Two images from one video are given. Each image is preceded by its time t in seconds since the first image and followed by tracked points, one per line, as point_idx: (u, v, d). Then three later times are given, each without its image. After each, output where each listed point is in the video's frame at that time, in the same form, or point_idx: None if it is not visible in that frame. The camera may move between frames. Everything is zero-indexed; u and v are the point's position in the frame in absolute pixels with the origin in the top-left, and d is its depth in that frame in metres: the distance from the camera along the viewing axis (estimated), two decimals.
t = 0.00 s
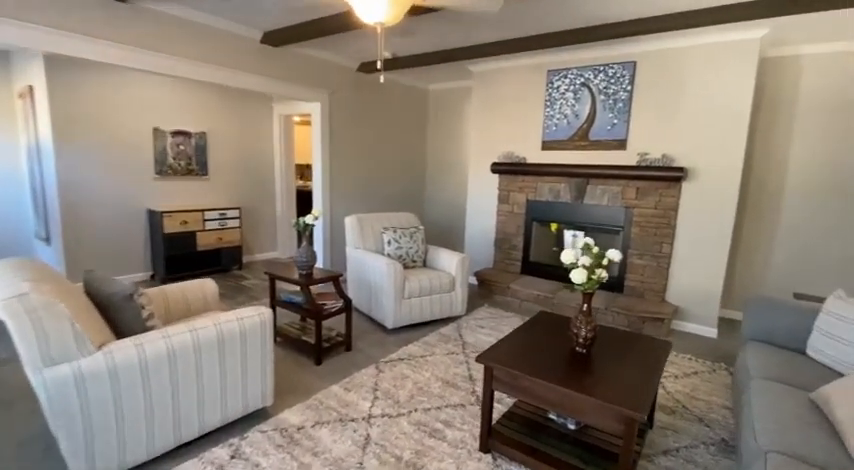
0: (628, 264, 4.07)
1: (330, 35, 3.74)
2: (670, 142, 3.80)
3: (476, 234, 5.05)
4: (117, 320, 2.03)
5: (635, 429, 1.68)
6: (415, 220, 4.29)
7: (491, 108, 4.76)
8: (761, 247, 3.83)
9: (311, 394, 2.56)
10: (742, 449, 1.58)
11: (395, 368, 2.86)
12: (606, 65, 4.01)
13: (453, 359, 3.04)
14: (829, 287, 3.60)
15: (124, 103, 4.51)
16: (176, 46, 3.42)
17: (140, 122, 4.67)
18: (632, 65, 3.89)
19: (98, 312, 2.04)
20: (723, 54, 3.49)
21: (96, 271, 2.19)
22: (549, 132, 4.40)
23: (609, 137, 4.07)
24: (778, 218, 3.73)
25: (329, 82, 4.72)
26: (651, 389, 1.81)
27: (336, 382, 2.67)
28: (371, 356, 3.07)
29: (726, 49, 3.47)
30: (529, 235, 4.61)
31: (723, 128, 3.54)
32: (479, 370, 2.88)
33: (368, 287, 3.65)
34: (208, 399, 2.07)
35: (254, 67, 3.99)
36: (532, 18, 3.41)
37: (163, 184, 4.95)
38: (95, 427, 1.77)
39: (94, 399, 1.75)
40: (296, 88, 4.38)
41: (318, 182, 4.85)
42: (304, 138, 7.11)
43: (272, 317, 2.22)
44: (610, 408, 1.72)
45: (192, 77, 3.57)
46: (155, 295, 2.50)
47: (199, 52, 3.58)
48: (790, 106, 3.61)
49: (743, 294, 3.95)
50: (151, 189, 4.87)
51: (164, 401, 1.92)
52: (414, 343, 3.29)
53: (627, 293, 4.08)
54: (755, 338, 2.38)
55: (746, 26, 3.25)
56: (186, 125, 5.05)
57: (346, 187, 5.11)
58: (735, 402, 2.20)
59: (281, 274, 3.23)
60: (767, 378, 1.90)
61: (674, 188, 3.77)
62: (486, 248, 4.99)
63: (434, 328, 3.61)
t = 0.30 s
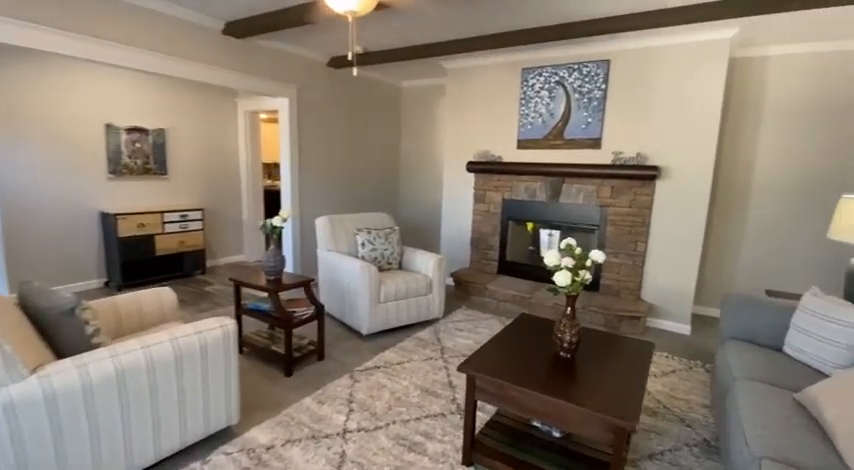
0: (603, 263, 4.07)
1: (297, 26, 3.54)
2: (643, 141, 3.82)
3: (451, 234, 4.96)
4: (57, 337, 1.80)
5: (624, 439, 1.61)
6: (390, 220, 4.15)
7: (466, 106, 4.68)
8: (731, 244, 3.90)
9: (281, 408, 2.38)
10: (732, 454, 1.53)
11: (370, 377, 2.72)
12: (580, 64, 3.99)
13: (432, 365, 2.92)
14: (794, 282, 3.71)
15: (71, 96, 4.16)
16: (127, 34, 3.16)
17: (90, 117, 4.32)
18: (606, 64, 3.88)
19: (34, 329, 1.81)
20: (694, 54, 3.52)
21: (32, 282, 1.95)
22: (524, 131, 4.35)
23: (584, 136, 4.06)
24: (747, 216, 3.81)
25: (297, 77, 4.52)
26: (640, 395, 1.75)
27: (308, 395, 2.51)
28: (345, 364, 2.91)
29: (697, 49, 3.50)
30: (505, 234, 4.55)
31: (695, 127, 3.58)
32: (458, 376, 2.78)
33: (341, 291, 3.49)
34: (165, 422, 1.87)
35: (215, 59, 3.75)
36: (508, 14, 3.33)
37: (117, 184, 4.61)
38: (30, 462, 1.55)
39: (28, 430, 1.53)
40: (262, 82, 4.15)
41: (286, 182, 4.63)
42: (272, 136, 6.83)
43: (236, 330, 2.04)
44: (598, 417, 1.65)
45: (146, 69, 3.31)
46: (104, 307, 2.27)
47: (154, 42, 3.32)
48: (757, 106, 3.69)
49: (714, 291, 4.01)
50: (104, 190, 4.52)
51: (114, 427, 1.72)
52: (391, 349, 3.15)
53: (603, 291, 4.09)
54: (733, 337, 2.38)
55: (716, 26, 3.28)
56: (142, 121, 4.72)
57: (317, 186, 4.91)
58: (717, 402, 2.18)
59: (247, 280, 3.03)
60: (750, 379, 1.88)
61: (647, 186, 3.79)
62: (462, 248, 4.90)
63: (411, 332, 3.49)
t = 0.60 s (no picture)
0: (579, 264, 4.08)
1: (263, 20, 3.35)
2: (616, 142, 3.84)
3: (426, 236, 4.86)
4: None
5: (613, 452, 1.56)
6: (363, 223, 4.01)
7: (440, 106, 4.59)
8: (700, 243, 3.99)
9: (250, 428, 2.22)
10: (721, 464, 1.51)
11: (346, 390, 2.59)
12: (554, 65, 3.97)
13: (410, 374, 2.82)
14: (760, 279, 3.83)
15: (11, 91, 3.80)
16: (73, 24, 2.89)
17: (33, 114, 3.97)
18: (580, 65, 3.88)
19: None
20: (666, 56, 3.56)
21: None
22: (499, 131, 4.31)
23: (558, 138, 4.05)
24: (715, 216, 3.91)
25: (264, 73, 4.31)
26: (627, 405, 1.71)
27: (279, 412, 2.36)
28: (318, 377, 2.77)
29: (668, 51, 3.54)
30: (481, 236, 4.50)
31: (666, 129, 3.63)
32: (437, 385, 2.69)
33: (313, 299, 3.34)
34: (118, 454, 1.67)
35: (174, 53, 3.50)
36: (484, 12, 3.27)
37: (66, 186, 4.27)
38: None
39: None
40: (226, 79, 3.92)
41: (253, 184, 4.41)
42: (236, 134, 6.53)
43: (199, 348, 1.86)
44: (588, 431, 1.59)
45: (96, 62, 3.04)
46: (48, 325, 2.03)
47: (105, 34, 3.06)
48: (723, 108, 3.79)
49: (684, 289, 4.10)
50: (51, 193, 4.17)
51: (57, 465, 1.51)
52: (366, 358, 3.03)
53: (578, 292, 4.09)
54: (710, 338, 2.40)
55: (687, 29, 3.32)
56: (94, 119, 4.38)
57: (286, 188, 4.72)
58: (697, 405, 2.18)
59: (211, 290, 2.84)
60: (732, 382, 1.88)
61: (621, 188, 3.81)
62: (437, 250, 4.82)
63: (386, 340, 3.37)
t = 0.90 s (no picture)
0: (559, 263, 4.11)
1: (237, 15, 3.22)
2: (595, 143, 3.88)
3: (407, 237, 4.81)
4: None
5: (606, 457, 1.55)
6: (343, 225, 3.92)
7: (419, 106, 4.55)
8: (676, 242, 4.09)
9: (230, 443, 2.12)
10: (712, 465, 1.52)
11: (330, 398, 2.52)
12: (534, 66, 3.99)
13: (395, 380, 2.77)
14: (733, 276, 3.95)
15: None
16: (28, 16, 2.70)
17: None
18: (559, 66, 3.90)
19: None
20: (643, 59, 3.62)
21: None
22: (480, 132, 4.30)
23: (538, 138, 4.06)
24: (690, 216, 4.02)
25: (237, 71, 4.16)
26: (618, 408, 1.71)
27: (261, 425, 2.26)
28: (300, 386, 2.69)
29: (645, 54, 3.61)
30: (463, 237, 4.48)
31: (644, 130, 3.69)
32: (423, 391, 2.64)
33: (293, 304, 3.24)
34: None
35: (141, 49, 3.33)
36: (464, 11, 3.24)
37: (24, 188, 4.03)
38: None
39: None
40: (197, 76, 3.76)
41: (227, 186, 4.25)
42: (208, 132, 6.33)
43: (175, 361, 1.75)
44: (580, 436, 1.58)
45: (55, 57, 2.86)
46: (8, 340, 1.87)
47: (65, 27, 2.88)
48: (696, 110, 3.90)
49: (661, 287, 4.19)
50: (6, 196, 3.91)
51: None
52: (350, 364, 2.96)
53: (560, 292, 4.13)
54: (691, 336, 2.44)
55: (662, 32, 3.39)
56: (53, 117, 4.14)
57: (262, 189, 4.57)
58: (681, 403, 2.22)
59: (185, 297, 2.70)
60: (717, 381, 1.91)
61: (600, 188, 3.86)
62: (419, 252, 4.77)
63: (369, 344, 3.30)
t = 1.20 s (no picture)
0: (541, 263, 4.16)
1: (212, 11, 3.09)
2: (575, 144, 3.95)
3: (388, 238, 4.77)
4: None
5: (603, 455, 1.58)
6: (325, 227, 3.85)
7: (400, 106, 4.51)
8: (651, 240, 4.23)
9: (216, 457, 2.04)
10: (705, 459, 1.57)
11: (318, 405, 2.46)
12: (514, 67, 4.02)
13: (383, 384, 2.73)
14: (705, 272, 4.11)
15: None
16: None
17: None
18: (539, 67, 3.95)
19: None
20: (620, 63, 3.71)
21: None
22: (461, 132, 4.30)
23: (519, 139, 4.10)
24: (664, 214, 4.15)
25: (211, 68, 4.00)
26: (612, 406, 1.73)
27: (248, 436, 2.19)
28: (286, 393, 2.61)
29: (622, 58, 3.70)
30: (445, 237, 4.48)
31: (621, 132, 3.78)
32: (413, 394, 2.62)
33: (275, 309, 3.15)
34: None
35: (108, 43, 3.16)
36: (446, 12, 3.23)
37: None
38: None
39: None
40: (168, 73, 3.60)
41: (201, 187, 4.09)
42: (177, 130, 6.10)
43: (158, 374, 1.66)
44: (577, 436, 1.60)
45: (13, 50, 2.67)
46: None
47: (25, 19, 2.70)
48: (670, 113, 4.03)
49: (637, 284, 4.32)
50: None
51: None
52: (336, 369, 2.90)
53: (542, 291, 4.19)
54: (673, 332, 2.52)
55: (639, 36, 3.48)
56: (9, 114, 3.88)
57: (238, 190, 4.43)
58: (666, 399, 2.28)
59: (162, 305, 2.58)
60: (702, 376, 1.97)
61: (580, 189, 3.93)
62: (400, 253, 4.74)
63: (355, 348, 3.25)
